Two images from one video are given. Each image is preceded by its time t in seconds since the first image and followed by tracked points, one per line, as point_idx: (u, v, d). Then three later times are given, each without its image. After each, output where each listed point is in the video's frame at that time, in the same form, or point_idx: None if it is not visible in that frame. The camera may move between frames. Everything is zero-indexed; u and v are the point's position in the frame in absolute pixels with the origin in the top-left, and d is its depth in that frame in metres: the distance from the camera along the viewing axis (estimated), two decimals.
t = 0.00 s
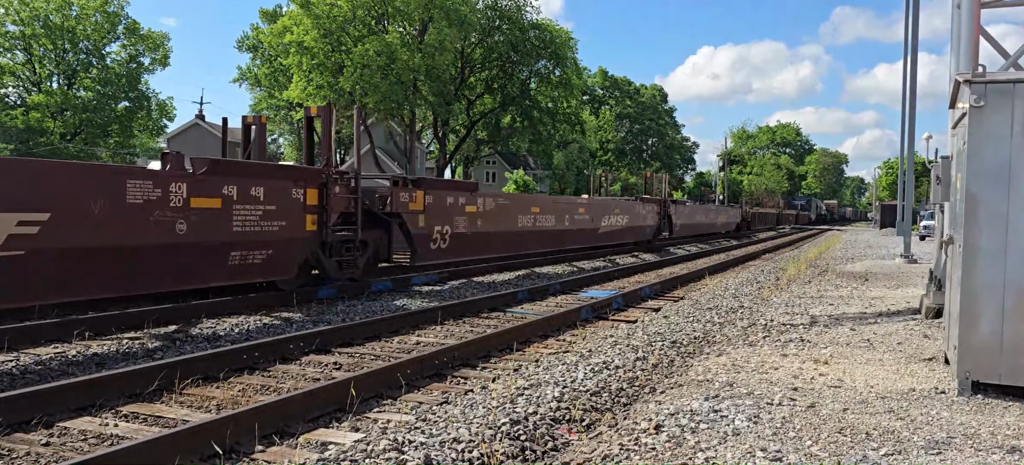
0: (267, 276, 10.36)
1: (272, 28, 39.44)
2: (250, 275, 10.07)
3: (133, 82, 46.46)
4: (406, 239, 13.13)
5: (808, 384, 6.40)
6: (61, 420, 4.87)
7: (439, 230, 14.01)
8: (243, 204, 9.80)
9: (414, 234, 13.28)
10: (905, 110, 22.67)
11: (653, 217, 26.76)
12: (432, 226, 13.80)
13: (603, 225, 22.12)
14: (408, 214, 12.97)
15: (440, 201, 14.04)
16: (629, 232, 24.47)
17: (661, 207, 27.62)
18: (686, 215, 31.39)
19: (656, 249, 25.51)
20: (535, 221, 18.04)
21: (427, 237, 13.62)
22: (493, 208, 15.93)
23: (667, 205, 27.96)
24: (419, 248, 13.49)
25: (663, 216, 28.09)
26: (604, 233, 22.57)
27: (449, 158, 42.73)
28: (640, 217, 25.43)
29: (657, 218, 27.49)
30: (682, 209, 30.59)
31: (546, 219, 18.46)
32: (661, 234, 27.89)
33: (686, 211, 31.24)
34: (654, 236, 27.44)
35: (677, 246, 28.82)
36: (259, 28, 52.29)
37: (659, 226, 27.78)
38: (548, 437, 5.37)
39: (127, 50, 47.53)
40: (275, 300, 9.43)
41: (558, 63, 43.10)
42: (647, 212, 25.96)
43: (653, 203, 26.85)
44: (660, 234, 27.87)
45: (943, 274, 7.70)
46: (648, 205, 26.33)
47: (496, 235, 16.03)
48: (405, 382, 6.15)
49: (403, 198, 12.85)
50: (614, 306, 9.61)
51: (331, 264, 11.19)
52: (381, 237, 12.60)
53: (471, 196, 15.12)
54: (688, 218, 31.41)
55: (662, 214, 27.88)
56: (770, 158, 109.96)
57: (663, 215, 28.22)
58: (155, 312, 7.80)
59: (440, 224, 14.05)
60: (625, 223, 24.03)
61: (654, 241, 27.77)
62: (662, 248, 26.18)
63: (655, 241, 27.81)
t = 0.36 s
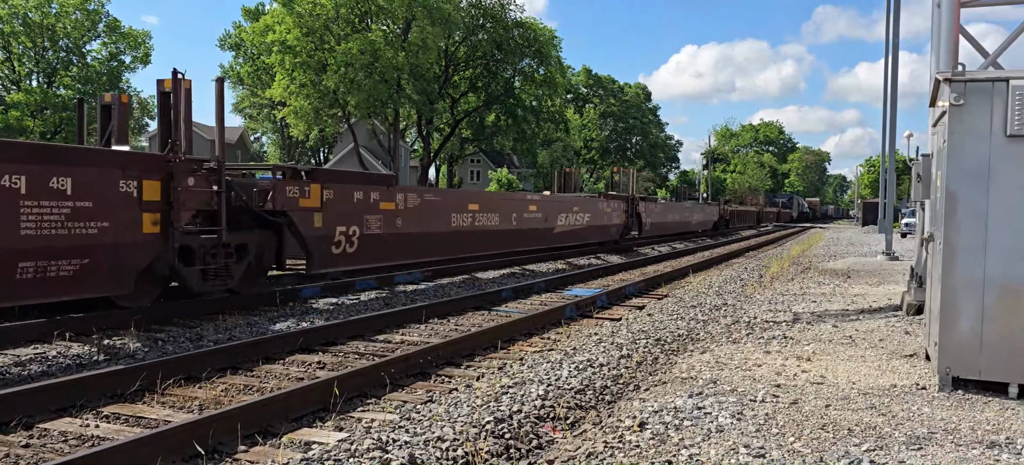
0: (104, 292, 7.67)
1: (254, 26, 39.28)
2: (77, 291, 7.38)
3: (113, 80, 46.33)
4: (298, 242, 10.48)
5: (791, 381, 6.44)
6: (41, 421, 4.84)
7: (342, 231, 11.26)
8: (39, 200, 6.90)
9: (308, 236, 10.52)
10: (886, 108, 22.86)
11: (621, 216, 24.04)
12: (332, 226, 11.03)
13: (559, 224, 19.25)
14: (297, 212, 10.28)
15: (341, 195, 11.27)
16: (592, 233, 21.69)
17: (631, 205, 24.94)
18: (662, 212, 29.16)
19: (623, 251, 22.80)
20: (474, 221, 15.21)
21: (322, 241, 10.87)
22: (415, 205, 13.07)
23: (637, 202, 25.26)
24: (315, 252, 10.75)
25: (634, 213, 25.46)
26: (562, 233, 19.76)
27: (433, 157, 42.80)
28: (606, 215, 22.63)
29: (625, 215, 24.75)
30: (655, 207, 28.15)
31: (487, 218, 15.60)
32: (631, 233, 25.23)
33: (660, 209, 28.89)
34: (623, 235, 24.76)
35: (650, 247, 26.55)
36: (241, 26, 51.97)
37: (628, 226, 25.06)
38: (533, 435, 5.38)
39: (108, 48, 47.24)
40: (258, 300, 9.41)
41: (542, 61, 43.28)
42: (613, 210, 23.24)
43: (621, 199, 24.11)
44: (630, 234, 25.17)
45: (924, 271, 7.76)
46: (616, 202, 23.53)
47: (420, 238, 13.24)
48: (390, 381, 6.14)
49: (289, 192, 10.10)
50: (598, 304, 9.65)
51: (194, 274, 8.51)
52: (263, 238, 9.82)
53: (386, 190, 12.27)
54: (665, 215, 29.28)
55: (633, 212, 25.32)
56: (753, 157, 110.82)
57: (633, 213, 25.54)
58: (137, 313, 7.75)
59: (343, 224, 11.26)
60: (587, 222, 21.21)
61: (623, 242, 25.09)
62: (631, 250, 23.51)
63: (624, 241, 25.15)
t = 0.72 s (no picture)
0: None
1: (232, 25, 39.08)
2: None
3: (89, 79, 46.34)
4: (156, 250, 8.41)
5: (769, 379, 6.51)
6: (14, 423, 4.79)
7: (215, 234, 9.14)
8: None
9: (164, 243, 8.41)
10: (863, 109, 23.05)
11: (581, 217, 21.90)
12: (203, 228, 8.93)
13: (507, 225, 17.00)
14: (149, 212, 8.16)
15: (213, 191, 9.09)
16: (544, 236, 19.44)
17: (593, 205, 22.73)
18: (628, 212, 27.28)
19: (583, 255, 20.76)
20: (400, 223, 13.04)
21: (190, 247, 8.80)
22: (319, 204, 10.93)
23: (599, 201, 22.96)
24: (176, 261, 8.67)
25: (595, 213, 23.29)
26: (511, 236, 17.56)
27: (413, 156, 42.89)
28: (562, 217, 20.41)
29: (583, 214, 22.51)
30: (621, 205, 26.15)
31: (417, 219, 13.41)
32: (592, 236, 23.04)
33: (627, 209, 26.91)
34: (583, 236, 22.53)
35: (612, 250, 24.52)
36: (219, 25, 51.79)
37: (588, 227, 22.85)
38: (512, 434, 5.39)
39: (84, 46, 46.91)
40: (237, 300, 9.36)
41: (522, 61, 43.21)
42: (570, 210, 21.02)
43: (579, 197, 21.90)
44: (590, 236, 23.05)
45: (899, 270, 7.85)
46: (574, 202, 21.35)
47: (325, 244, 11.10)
48: (369, 381, 6.14)
49: (134, 187, 7.93)
50: (578, 304, 9.68)
51: None
52: (105, 244, 7.80)
53: (278, 185, 10.12)
54: (631, 215, 27.42)
55: (594, 211, 23.15)
56: (733, 157, 111.90)
57: (594, 213, 23.33)
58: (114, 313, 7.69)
59: (216, 226, 9.13)
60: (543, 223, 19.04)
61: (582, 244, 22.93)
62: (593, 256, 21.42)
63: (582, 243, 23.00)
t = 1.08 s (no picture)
0: None
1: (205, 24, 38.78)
2: None
3: (61, 78, 45.99)
4: None
5: (744, 378, 6.57)
6: None
7: (4, 244, 7.76)
8: None
9: None
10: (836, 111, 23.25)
11: (530, 219, 21.13)
12: None
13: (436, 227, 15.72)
14: None
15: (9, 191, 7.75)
16: (480, 238, 18.20)
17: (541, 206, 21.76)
18: (587, 214, 26.59)
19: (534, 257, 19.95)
20: (286, 226, 11.78)
21: None
22: (169, 205, 9.66)
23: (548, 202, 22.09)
24: None
25: (549, 215, 22.63)
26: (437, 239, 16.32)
27: (390, 157, 42.98)
28: (503, 218, 19.28)
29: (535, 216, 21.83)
30: (578, 207, 25.49)
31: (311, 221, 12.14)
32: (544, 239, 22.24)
33: (586, 211, 26.22)
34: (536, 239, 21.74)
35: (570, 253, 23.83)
36: (194, 24, 51.40)
37: (539, 229, 21.96)
38: (489, 435, 5.40)
39: (55, 45, 46.48)
40: (213, 301, 9.31)
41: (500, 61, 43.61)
42: (512, 211, 19.83)
43: (525, 198, 20.96)
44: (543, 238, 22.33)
45: (871, 269, 7.96)
46: (519, 203, 20.37)
47: (179, 250, 9.83)
48: (344, 382, 6.12)
49: None
50: (556, 304, 9.72)
51: None
52: None
53: (107, 180, 8.74)
54: (590, 217, 26.66)
55: (547, 213, 22.51)
56: (709, 158, 113.13)
57: (546, 215, 22.58)
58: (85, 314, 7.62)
59: (5, 234, 7.74)
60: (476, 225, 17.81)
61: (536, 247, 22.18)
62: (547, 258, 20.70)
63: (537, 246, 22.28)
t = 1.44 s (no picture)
0: None
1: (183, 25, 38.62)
2: None
3: (37, 78, 46.02)
4: None
5: (723, 379, 6.62)
6: None
7: None
8: None
9: None
10: (814, 113, 23.47)
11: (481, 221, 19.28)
12: None
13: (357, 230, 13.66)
14: None
15: None
16: (417, 245, 16.06)
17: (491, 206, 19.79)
18: (552, 215, 24.78)
19: (485, 263, 18.11)
20: (139, 230, 9.41)
21: None
22: None
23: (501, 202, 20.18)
24: None
25: (503, 216, 20.78)
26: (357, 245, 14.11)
27: (371, 159, 43.00)
28: (446, 221, 17.23)
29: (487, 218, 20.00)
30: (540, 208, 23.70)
31: (182, 224, 10.00)
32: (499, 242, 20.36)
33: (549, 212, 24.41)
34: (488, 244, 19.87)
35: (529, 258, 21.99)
36: (172, 25, 51.22)
37: (492, 233, 20.08)
38: (469, 437, 5.39)
39: (31, 46, 46.26)
40: (192, 303, 9.30)
41: (481, 63, 44.33)
42: (456, 213, 17.77)
43: (474, 198, 19.03)
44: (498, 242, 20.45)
45: (849, 270, 8.07)
46: (466, 204, 18.42)
47: None
48: (324, 385, 6.12)
49: None
50: (537, 305, 9.78)
51: None
52: None
53: None
54: (554, 219, 24.82)
55: (501, 214, 20.66)
56: (690, 159, 113.98)
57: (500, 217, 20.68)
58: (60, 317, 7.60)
59: None
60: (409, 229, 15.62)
61: (488, 251, 20.30)
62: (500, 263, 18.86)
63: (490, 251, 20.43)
